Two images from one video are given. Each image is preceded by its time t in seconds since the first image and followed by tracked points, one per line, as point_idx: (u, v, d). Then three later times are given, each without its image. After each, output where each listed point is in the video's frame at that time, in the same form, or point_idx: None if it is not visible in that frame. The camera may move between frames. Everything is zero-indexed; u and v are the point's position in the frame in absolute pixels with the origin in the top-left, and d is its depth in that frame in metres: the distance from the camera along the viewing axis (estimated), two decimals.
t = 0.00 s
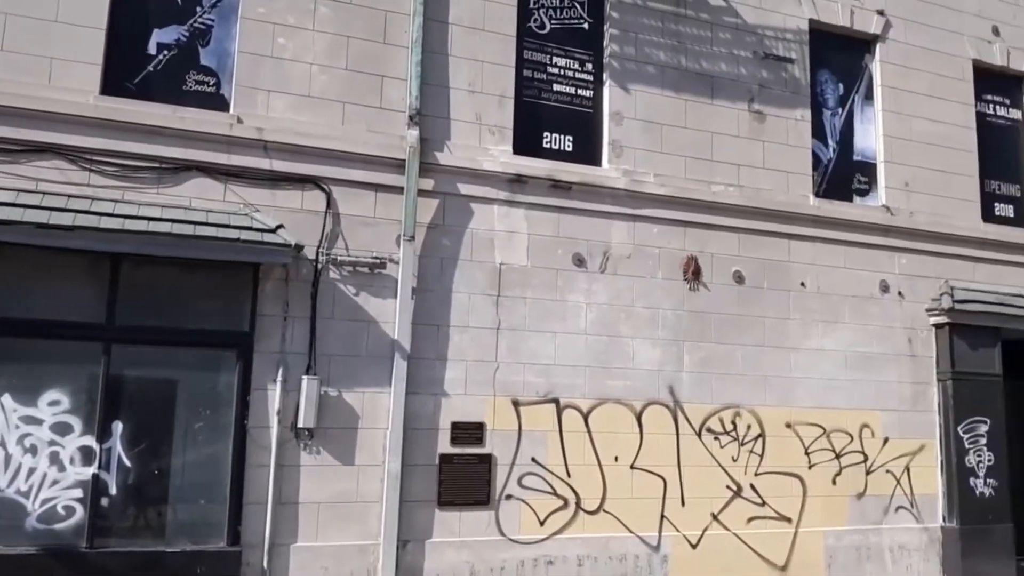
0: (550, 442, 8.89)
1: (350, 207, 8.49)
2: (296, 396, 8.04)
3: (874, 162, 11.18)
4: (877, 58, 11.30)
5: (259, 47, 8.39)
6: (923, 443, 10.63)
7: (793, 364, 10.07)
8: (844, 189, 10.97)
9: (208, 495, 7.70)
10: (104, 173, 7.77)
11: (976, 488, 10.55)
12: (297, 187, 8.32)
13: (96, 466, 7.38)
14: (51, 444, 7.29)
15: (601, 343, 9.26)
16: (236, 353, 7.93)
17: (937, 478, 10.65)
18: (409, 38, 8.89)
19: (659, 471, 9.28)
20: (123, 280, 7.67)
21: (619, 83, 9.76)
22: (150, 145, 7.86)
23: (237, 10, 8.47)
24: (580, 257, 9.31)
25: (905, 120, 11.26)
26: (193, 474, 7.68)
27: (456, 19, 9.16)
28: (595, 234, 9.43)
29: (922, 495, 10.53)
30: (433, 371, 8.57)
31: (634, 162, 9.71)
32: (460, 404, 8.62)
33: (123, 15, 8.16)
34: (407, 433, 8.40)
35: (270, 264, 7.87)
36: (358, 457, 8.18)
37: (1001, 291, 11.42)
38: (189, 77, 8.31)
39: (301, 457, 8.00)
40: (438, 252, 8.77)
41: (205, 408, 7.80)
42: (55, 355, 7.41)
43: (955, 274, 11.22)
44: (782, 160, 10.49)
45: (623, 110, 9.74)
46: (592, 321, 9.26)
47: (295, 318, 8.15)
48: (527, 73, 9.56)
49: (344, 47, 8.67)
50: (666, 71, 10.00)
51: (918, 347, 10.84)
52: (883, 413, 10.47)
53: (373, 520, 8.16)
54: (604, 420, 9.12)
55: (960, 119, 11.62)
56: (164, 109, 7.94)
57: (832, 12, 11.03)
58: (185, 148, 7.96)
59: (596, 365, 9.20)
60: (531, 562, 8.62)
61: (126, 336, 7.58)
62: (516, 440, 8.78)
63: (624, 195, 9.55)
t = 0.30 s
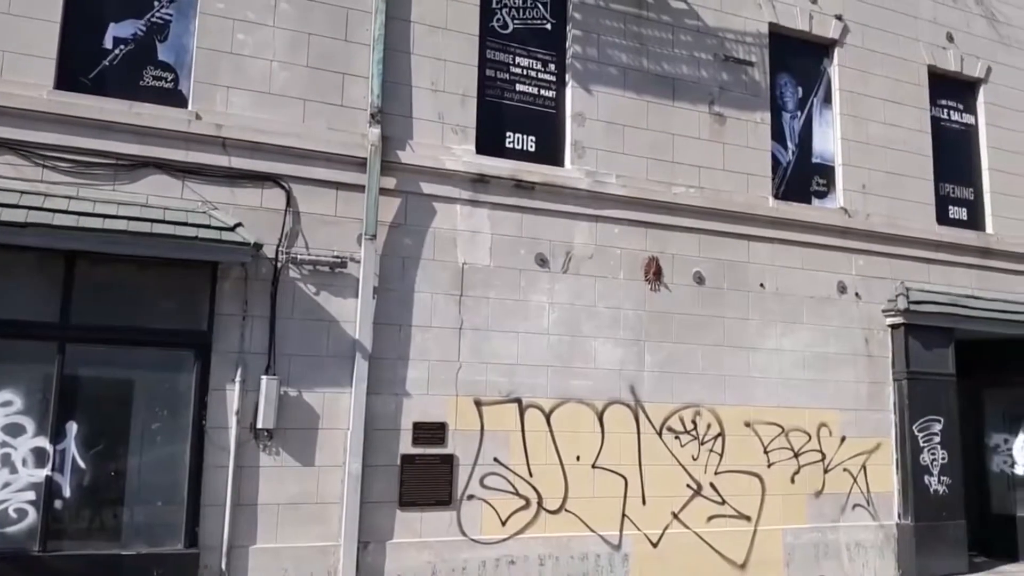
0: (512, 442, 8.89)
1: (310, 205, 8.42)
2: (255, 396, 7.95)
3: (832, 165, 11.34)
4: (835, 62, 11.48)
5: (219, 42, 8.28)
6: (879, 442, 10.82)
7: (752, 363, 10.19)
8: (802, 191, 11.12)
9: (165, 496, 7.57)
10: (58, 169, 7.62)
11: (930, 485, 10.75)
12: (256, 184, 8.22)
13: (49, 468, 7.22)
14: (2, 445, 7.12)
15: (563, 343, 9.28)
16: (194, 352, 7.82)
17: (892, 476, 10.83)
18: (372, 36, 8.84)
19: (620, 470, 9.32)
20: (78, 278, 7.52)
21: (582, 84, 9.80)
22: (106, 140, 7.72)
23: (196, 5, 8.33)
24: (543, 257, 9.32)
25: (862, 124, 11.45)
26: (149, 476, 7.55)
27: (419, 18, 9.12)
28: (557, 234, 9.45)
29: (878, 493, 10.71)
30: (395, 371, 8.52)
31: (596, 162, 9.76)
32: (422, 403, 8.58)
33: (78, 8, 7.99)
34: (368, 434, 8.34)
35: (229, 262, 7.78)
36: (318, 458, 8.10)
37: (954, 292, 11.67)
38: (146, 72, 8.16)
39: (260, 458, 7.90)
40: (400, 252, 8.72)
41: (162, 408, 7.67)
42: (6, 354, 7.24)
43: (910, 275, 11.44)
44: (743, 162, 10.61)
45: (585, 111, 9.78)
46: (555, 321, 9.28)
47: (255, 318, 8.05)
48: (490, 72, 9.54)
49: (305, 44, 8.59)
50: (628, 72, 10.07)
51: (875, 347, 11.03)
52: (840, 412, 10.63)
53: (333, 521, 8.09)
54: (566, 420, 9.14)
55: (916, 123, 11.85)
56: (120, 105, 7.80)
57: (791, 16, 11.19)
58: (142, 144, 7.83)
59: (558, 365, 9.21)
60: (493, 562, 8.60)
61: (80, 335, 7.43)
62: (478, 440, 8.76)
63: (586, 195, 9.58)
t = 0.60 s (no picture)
0: (478, 441, 8.87)
1: (275, 203, 8.34)
2: (218, 396, 7.85)
3: (795, 167, 11.48)
4: (798, 65, 11.64)
5: (181, 37, 8.17)
6: (840, 440, 10.98)
7: (717, 362, 10.28)
8: (766, 192, 11.23)
9: (125, 498, 7.45)
10: (15, 165, 7.47)
11: (890, 482, 10.93)
12: (219, 182, 8.13)
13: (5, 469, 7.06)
14: None
15: (530, 342, 9.29)
16: (155, 352, 7.70)
17: (853, 473, 10.99)
18: (338, 33, 8.79)
19: (586, 469, 9.35)
20: (36, 275, 7.38)
21: (548, 84, 9.82)
22: (65, 136, 7.58)
23: None
24: (510, 256, 9.33)
25: (824, 126, 11.62)
26: (110, 477, 7.42)
27: (386, 15, 9.08)
28: (524, 233, 9.46)
29: (840, 490, 10.86)
30: (361, 370, 8.47)
31: (563, 162, 9.79)
32: (388, 403, 8.54)
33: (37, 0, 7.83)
34: (333, 433, 8.28)
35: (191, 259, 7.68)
36: (282, 458, 8.03)
37: (913, 293, 11.89)
38: (107, 67, 8.02)
39: (223, 458, 7.80)
40: (365, 250, 8.67)
41: (123, 408, 7.55)
42: None
43: (870, 276, 11.63)
44: (707, 163, 10.71)
45: (552, 111, 9.81)
46: (521, 320, 9.29)
47: (218, 316, 7.95)
48: (457, 71, 9.52)
49: (269, 40, 8.51)
50: (595, 73, 10.12)
51: (836, 346, 11.19)
52: (802, 411, 10.77)
53: (298, 521, 8.01)
54: (532, 419, 9.15)
55: (876, 126, 12.06)
56: (80, 99, 7.66)
57: (755, 19, 11.32)
58: (102, 140, 7.70)
59: (525, 364, 9.22)
60: (459, 562, 8.58)
61: (38, 334, 7.29)
62: (445, 440, 8.73)
63: (553, 195, 9.60)
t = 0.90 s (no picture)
0: (449, 438, 8.87)
1: (244, 197, 8.26)
2: (186, 392, 7.76)
3: (764, 166, 11.58)
4: (768, 65, 11.74)
5: (149, 29, 8.06)
6: (807, 436, 11.11)
7: (686, 359, 10.36)
8: (735, 191, 11.32)
9: (91, 495, 7.35)
10: None
11: (855, 477, 11.08)
12: (188, 175, 8.04)
13: None
14: None
15: (501, 338, 9.30)
16: (122, 347, 7.61)
17: (820, 469, 11.13)
18: (309, 26, 8.72)
19: (556, 464, 9.38)
20: None
21: (521, 80, 9.82)
22: (29, 127, 7.45)
23: None
24: (481, 253, 9.32)
25: (793, 126, 11.74)
26: (75, 474, 7.32)
27: (357, 9, 9.03)
28: (496, 230, 9.46)
29: (806, 485, 11.00)
30: (331, 366, 8.42)
31: (535, 159, 9.80)
32: (358, 399, 8.50)
33: None
34: (303, 430, 8.23)
35: (158, 254, 7.59)
36: (251, 454, 7.96)
37: (879, 291, 12.06)
38: (72, 58, 7.84)
39: (191, 454, 7.72)
40: (335, 246, 8.62)
41: (88, 404, 7.45)
42: None
43: (837, 274, 11.78)
44: (678, 161, 10.78)
45: (524, 107, 9.81)
46: (492, 317, 9.29)
47: (185, 311, 7.87)
48: (429, 66, 9.48)
49: (239, 33, 8.42)
50: (567, 70, 10.14)
51: (804, 344, 11.32)
52: (770, 407, 10.89)
53: (266, 518, 7.96)
54: (503, 415, 9.16)
55: (844, 126, 12.21)
56: (45, 90, 7.53)
57: (726, 19, 11.40)
58: (68, 131, 7.57)
59: (496, 360, 9.23)
60: (429, 558, 8.57)
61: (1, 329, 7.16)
62: (415, 436, 8.71)
63: (525, 192, 9.61)
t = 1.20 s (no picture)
0: (418, 439, 8.84)
1: (211, 197, 8.19)
2: (150, 393, 7.68)
3: (734, 168, 11.66)
4: (738, 69, 11.83)
5: (116, 26, 7.95)
6: (774, 437, 11.21)
7: (656, 360, 10.42)
8: (705, 193, 11.39)
9: (52, 497, 7.25)
10: None
11: (822, 477, 11.20)
12: (154, 174, 7.95)
13: None
14: None
15: (471, 340, 9.29)
16: (85, 348, 7.51)
17: (787, 469, 11.24)
18: (278, 25, 8.66)
19: (526, 465, 9.39)
20: None
21: (492, 81, 9.82)
22: None
23: None
24: (452, 253, 9.31)
25: (762, 129, 11.84)
26: (36, 476, 7.22)
27: (328, 8, 8.98)
28: (466, 231, 9.45)
29: (774, 485, 11.10)
30: (299, 367, 8.37)
31: (506, 160, 9.80)
32: (327, 400, 8.46)
33: None
34: (270, 431, 8.17)
35: (123, 253, 7.51)
36: (217, 456, 7.89)
37: (846, 293, 12.20)
38: (36, 54, 7.71)
39: (155, 456, 7.64)
40: (304, 246, 8.57)
41: (50, 405, 7.34)
42: None
43: (806, 276, 11.90)
44: (649, 164, 10.84)
45: (495, 109, 9.81)
46: (462, 318, 9.28)
47: (150, 312, 7.78)
48: (400, 66, 9.45)
49: (208, 30, 8.34)
50: (538, 72, 10.15)
51: (772, 345, 11.42)
52: (739, 408, 10.97)
53: (232, 520, 7.89)
54: (473, 416, 9.15)
55: (813, 130, 12.33)
56: (8, 87, 7.40)
57: (697, 22, 11.48)
58: (31, 129, 7.46)
59: (466, 361, 9.22)
60: (397, 560, 8.54)
61: None
62: (384, 437, 8.68)
63: (496, 193, 9.61)
